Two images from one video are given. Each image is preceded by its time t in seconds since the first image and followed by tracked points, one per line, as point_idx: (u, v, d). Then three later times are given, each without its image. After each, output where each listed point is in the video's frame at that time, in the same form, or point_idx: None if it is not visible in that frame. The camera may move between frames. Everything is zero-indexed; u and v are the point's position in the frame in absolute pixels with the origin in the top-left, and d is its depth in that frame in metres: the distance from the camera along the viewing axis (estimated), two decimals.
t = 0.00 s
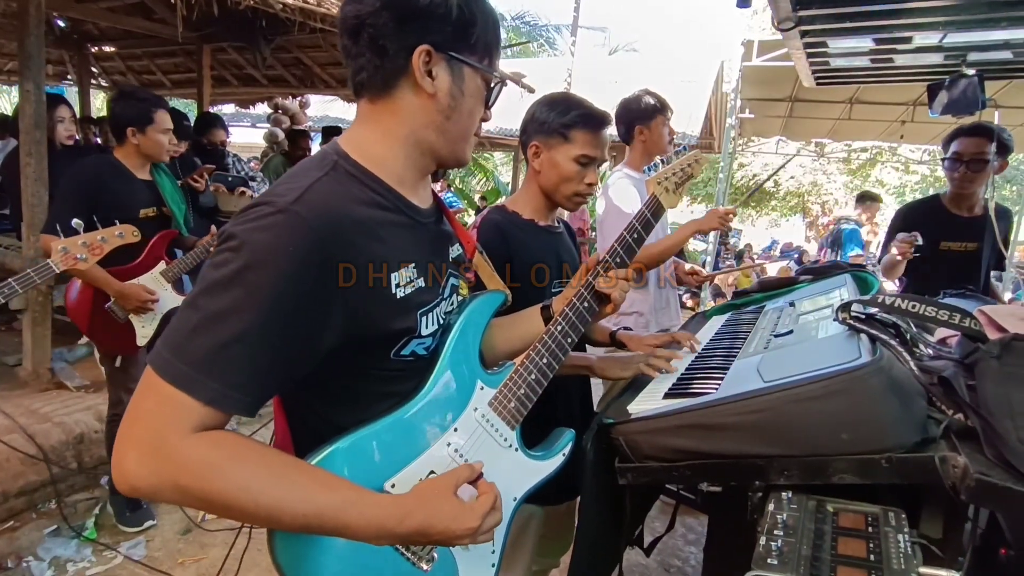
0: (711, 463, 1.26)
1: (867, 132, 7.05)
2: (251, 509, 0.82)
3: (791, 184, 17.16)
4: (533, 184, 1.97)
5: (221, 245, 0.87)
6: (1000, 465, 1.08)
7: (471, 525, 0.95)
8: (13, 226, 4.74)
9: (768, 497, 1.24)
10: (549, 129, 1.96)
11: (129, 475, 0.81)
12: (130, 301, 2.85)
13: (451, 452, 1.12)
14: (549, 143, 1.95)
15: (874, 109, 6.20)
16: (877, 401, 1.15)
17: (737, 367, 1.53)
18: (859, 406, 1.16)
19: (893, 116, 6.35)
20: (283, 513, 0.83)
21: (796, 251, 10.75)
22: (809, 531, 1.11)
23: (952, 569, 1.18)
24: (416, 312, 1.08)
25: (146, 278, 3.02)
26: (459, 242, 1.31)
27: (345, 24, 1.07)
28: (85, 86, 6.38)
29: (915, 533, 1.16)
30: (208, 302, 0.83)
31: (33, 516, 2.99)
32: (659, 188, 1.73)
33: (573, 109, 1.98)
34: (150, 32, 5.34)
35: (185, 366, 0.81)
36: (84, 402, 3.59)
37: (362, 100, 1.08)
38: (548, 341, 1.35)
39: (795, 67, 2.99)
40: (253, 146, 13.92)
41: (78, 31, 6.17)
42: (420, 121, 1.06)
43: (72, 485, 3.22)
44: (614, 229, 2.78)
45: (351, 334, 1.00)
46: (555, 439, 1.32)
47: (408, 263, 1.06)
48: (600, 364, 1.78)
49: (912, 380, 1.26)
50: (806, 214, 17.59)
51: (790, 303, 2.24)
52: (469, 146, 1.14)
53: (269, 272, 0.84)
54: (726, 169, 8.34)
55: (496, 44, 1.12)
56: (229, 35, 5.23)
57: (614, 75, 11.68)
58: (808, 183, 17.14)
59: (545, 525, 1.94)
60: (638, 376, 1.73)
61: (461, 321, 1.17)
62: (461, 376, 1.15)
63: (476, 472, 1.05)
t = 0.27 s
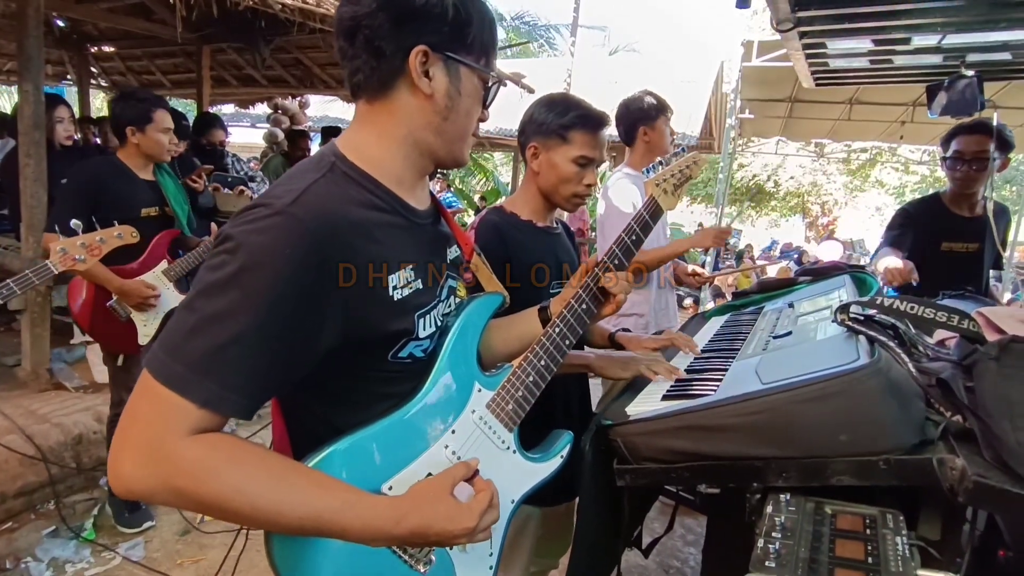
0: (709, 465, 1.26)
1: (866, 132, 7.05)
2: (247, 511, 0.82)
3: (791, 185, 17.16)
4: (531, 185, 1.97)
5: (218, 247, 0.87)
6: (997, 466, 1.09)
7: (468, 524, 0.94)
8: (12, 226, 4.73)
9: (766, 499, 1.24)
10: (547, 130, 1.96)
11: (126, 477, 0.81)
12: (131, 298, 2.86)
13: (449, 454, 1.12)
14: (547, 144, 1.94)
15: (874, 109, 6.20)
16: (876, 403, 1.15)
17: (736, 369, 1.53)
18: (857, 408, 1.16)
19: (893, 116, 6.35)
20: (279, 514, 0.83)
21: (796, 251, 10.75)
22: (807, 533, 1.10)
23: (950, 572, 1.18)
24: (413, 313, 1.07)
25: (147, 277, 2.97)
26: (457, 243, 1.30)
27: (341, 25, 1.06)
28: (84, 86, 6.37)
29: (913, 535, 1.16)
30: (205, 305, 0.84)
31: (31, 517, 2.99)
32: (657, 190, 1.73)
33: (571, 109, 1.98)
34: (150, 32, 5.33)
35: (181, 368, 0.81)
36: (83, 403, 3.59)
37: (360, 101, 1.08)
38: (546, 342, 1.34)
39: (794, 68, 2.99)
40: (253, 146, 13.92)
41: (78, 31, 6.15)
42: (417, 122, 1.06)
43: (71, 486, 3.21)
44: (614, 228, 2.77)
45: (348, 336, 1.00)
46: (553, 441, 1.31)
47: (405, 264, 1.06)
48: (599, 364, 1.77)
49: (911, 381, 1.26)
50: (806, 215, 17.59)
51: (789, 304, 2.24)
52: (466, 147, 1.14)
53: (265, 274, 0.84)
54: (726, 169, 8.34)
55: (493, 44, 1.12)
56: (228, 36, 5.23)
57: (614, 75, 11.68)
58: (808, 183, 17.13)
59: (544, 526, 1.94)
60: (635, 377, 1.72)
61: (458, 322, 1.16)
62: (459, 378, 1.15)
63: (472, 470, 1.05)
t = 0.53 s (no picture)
0: (696, 479, 1.26)
1: (855, 141, 7.12)
2: (230, 529, 0.81)
3: (780, 192, 17.30)
4: (522, 194, 1.97)
5: (205, 260, 0.86)
6: (980, 483, 1.10)
7: (454, 541, 0.93)
8: None
9: (753, 513, 1.23)
10: (538, 139, 1.96)
11: (108, 493, 0.79)
12: (119, 298, 2.81)
13: (435, 468, 1.12)
14: (538, 153, 1.95)
15: (862, 120, 6.27)
16: (863, 420, 1.15)
17: (724, 381, 1.53)
18: (845, 425, 1.16)
19: (881, 126, 6.42)
20: (263, 532, 0.82)
21: (784, 258, 10.84)
22: (793, 548, 1.11)
23: None
24: (401, 326, 1.06)
25: (136, 277, 2.90)
26: (446, 254, 1.30)
27: (332, 35, 1.06)
28: (72, 83, 6.30)
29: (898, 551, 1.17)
30: (190, 318, 0.82)
31: (11, 522, 2.94)
32: (647, 202, 1.74)
33: (562, 119, 1.98)
34: (139, 30, 5.28)
35: (165, 383, 0.79)
36: (65, 405, 3.53)
37: (352, 111, 1.07)
38: (534, 355, 1.34)
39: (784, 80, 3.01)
40: (243, 146, 13.83)
41: (66, 28, 6.08)
42: (409, 133, 1.05)
43: (52, 490, 3.16)
44: (605, 234, 2.75)
45: (335, 349, 0.99)
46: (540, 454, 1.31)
47: (394, 277, 1.05)
48: (590, 372, 1.77)
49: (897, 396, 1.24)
50: (795, 222, 17.74)
51: (778, 315, 2.25)
52: (458, 159, 1.13)
53: (252, 287, 0.83)
54: (717, 176, 8.39)
55: (485, 56, 1.12)
56: (220, 36, 5.19)
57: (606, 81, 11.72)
58: (797, 190, 17.27)
59: (531, 535, 1.93)
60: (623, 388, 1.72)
61: (448, 334, 1.17)
62: (447, 392, 1.15)
63: (459, 485, 1.03)
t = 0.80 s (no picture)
0: (666, 499, 1.27)
1: (826, 155, 7.28)
2: (189, 556, 0.78)
3: (754, 202, 17.60)
4: (498, 206, 1.96)
5: (169, 277, 0.83)
6: (939, 505, 1.14)
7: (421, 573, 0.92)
8: None
9: (720, 533, 1.25)
10: (514, 152, 1.96)
11: (61, 520, 0.76)
12: (83, 298, 2.70)
13: (405, 489, 1.09)
14: (513, 165, 1.95)
15: (834, 135, 6.41)
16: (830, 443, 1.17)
17: (695, 399, 1.55)
18: (813, 447, 1.18)
19: (851, 141, 6.57)
20: (223, 559, 0.80)
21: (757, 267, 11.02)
22: (759, 570, 1.12)
23: None
24: (372, 345, 1.05)
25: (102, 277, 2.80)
26: (420, 269, 1.28)
27: (306, 48, 1.04)
28: (37, 73, 6.10)
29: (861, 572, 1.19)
30: (152, 338, 0.79)
31: None
32: (623, 219, 1.75)
33: (539, 132, 1.99)
34: (110, 22, 5.15)
35: (123, 406, 0.76)
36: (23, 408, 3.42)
37: (325, 126, 1.05)
38: (507, 372, 1.34)
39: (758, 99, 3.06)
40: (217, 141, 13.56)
41: (33, 17, 5.90)
42: (383, 148, 1.03)
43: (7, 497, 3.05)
44: (584, 245, 2.76)
45: (303, 369, 0.97)
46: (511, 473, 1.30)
47: (366, 295, 1.03)
48: (562, 386, 1.77)
49: (861, 420, 1.28)
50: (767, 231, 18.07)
51: (748, 330, 2.29)
52: (434, 176, 1.12)
53: (218, 307, 0.81)
54: (693, 185, 8.49)
55: (461, 73, 1.11)
56: (194, 31, 5.09)
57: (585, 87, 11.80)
58: (770, 201, 17.58)
59: (501, 548, 1.93)
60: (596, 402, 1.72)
61: (419, 353, 1.15)
62: (417, 411, 1.13)
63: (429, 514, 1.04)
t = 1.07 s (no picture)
0: (652, 507, 1.27)
1: (814, 159, 7.34)
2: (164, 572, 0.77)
3: (742, 203, 17.71)
4: (486, 210, 1.96)
5: (146, 286, 0.81)
6: (923, 515, 1.13)
7: None
8: None
9: (705, 542, 1.25)
10: (502, 156, 1.97)
11: (31, 536, 0.74)
12: (62, 298, 2.64)
13: (388, 500, 1.08)
14: (500, 169, 1.95)
15: (821, 138, 6.46)
16: (814, 453, 1.17)
17: (682, 407, 1.55)
18: (797, 456, 1.18)
19: (838, 145, 6.63)
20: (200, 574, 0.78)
21: (744, 268, 11.09)
22: None
23: None
24: (355, 354, 1.03)
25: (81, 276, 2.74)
26: (406, 275, 1.27)
27: (290, 52, 1.02)
28: (20, 67, 6.01)
29: None
30: (126, 349, 0.77)
31: None
32: (611, 226, 1.75)
33: (527, 136, 1.99)
34: (94, 16, 5.08)
35: (96, 419, 0.74)
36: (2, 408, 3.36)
37: (310, 130, 1.03)
38: (493, 380, 1.33)
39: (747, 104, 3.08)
40: (203, 137, 13.42)
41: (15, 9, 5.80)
42: (368, 154, 1.02)
43: None
44: (572, 248, 2.74)
45: (284, 378, 0.95)
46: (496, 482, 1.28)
47: (350, 303, 1.02)
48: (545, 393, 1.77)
49: (846, 429, 1.28)
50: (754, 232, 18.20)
51: (735, 335, 2.30)
52: (421, 183, 1.11)
53: (195, 318, 0.79)
54: (681, 187, 8.53)
55: (449, 78, 1.09)
56: (180, 27, 5.03)
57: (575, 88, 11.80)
58: (757, 202, 17.70)
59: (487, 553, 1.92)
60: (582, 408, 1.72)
61: (406, 361, 1.14)
62: (401, 420, 1.12)
63: (415, 525, 1.01)
